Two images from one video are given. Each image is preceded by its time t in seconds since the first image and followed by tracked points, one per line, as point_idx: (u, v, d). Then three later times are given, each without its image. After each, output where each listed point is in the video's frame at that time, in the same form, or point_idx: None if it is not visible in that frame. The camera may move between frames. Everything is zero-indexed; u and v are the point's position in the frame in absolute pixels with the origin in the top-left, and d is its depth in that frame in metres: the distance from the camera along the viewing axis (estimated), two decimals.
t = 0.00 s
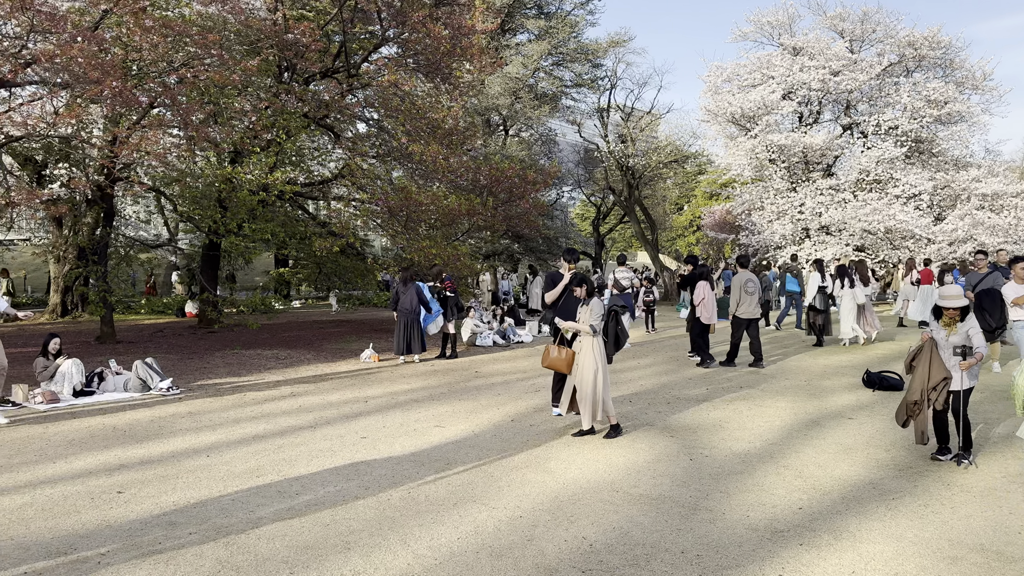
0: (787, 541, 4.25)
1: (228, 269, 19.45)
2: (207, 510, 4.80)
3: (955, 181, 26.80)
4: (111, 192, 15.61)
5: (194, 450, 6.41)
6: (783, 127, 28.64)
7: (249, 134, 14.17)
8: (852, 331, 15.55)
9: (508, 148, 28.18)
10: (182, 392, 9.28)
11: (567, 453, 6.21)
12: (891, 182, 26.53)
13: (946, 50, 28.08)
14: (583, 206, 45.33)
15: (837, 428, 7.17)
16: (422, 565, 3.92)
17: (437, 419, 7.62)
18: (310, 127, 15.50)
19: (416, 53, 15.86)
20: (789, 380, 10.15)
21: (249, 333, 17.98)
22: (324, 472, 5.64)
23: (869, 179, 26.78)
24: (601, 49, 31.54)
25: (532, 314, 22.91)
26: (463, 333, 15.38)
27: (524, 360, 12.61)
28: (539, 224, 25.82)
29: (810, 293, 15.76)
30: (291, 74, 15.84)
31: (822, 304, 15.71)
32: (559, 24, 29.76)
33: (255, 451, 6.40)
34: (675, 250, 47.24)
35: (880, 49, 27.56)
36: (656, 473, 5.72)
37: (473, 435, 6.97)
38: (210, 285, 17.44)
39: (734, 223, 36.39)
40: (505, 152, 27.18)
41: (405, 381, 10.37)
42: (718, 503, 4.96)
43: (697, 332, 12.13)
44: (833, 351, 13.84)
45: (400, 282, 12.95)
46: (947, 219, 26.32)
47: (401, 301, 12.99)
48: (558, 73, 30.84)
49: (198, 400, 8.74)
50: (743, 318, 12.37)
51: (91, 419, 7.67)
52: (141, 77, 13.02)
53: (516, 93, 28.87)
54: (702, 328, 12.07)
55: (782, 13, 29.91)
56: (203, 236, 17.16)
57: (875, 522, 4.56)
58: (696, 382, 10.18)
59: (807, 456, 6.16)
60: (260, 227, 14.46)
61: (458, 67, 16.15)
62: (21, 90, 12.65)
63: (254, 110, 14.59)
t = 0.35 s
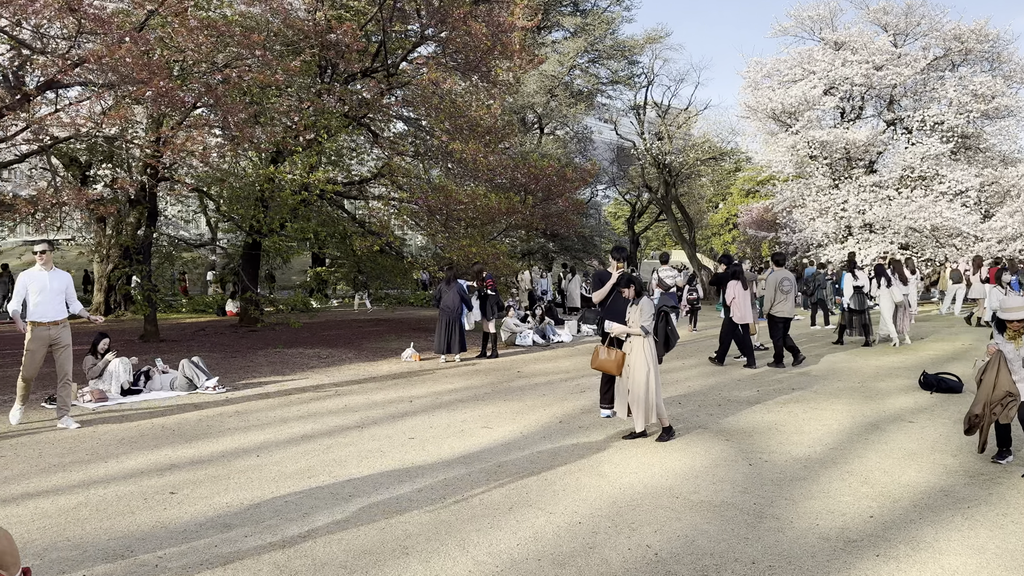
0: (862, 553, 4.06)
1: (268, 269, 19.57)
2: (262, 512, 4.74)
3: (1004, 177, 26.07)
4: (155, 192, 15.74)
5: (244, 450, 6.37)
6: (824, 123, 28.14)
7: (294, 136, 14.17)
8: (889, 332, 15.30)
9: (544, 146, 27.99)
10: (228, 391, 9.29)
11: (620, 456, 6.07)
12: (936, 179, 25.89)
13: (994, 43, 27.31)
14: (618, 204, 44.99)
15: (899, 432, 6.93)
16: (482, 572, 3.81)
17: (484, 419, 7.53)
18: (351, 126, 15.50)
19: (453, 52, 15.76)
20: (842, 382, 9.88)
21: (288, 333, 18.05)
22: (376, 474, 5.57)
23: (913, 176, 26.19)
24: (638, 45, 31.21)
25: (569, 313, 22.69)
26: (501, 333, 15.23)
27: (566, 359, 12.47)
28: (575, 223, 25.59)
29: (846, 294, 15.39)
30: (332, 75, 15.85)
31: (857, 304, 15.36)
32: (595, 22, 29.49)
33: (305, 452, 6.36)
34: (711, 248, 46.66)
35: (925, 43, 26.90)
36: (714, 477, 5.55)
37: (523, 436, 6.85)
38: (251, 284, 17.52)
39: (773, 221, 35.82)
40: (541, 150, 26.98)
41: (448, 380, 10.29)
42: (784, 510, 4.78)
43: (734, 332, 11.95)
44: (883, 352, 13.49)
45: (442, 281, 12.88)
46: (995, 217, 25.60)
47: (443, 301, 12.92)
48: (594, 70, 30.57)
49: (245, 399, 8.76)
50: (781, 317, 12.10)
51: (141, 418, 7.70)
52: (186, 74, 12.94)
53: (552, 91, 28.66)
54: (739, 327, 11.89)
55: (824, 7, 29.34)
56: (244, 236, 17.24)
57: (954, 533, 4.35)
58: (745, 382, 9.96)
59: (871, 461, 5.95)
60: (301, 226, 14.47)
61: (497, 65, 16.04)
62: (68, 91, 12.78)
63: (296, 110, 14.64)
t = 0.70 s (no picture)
0: (941, 571, 3.86)
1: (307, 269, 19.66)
2: (314, 519, 4.67)
3: None
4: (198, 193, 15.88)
5: (291, 454, 6.32)
6: (868, 120, 27.60)
7: (338, 136, 14.06)
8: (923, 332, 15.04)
9: (581, 146, 27.78)
10: (272, 392, 9.29)
11: (674, 465, 5.91)
12: (985, 177, 25.16)
13: None
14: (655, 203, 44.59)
15: (965, 441, 6.66)
16: None
17: (532, 422, 7.42)
18: (391, 127, 15.47)
19: (492, 51, 15.63)
20: (896, 386, 9.59)
21: (327, 333, 18.11)
22: (426, 480, 5.48)
23: (960, 174, 25.51)
24: (676, 43, 30.87)
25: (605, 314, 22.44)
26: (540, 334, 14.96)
27: (608, 361, 12.30)
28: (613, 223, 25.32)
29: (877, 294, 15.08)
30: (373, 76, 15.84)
31: (893, 304, 15.03)
32: (633, 20, 29.21)
33: (353, 455, 6.30)
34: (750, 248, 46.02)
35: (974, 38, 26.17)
36: (774, 486, 5.36)
37: (572, 440, 6.72)
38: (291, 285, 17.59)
39: (813, 220, 35.20)
40: (578, 150, 26.77)
41: (492, 382, 10.19)
42: (852, 523, 4.59)
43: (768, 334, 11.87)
44: (935, 355, 13.11)
45: (486, 282, 12.84)
46: None
47: (486, 303, 12.88)
48: (631, 68, 30.25)
49: (290, 401, 8.74)
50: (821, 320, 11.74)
51: (189, 419, 7.71)
52: (229, 75, 12.83)
53: (589, 90, 28.40)
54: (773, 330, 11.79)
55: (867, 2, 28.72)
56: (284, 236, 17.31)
57: None
58: (795, 386, 9.71)
59: (938, 471, 5.71)
60: (342, 226, 14.48)
61: (537, 65, 15.85)
62: (113, 94, 12.93)
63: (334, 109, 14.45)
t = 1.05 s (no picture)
0: None
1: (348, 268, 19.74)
2: (369, 520, 4.60)
3: None
4: (241, 193, 16.01)
5: (342, 453, 6.27)
6: (915, 116, 26.93)
7: (382, 136, 14.01)
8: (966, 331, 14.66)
9: (620, 143, 27.50)
10: (319, 390, 9.28)
11: (733, 468, 5.73)
12: None
13: None
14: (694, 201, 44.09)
15: None
16: None
17: (582, 423, 7.29)
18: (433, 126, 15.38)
19: (535, 49, 15.47)
20: (957, 388, 9.27)
21: (368, 332, 18.14)
22: (479, 482, 5.38)
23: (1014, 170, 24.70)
24: (718, 39, 30.45)
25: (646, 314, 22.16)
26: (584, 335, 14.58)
27: (654, 361, 12.10)
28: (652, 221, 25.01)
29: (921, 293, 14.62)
30: (416, 73, 15.76)
31: (937, 304, 14.51)
32: (673, 16, 28.87)
33: (402, 455, 6.22)
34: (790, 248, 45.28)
35: None
36: (841, 492, 5.15)
37: (625, 441, 6.58)
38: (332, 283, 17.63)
39: (858, 219, 34.48)
40: (617, 147, 26.50)
41: (537, 381, 10.08)
42: (928, 532, 4.38)
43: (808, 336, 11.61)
44: (993, 356, 12.69)
45: (525, 281, 12.71)
46: None
47: (527, 302, 12.77)
48: (671, 65, 29.89)
49: (336, 399, 8.72)
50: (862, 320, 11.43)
51: (237, 417, 7.72)
52: (274, 75, 12.81)
53: (628, 87, 28.07)
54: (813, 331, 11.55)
55: None
56: (325, 235, 17.36)
57: None
58: (850, 387, 9.43)
59: (1012, 478, 5.46)
60: (383, 226, 14.47)
61: (580, 61, 15.64)
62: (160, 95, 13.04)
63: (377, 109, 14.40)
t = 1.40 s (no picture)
0: None
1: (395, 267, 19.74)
2: (432, 526, 4.48)
3: None
4: (290, 192, 16.08)
5: (400, 455, 6.17)
6: (974, 109, 26.05)
7: (434, 129, 13.62)
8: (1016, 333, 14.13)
9: (666, 139, 27.12)
10: (372, 390, 9.22)
11: (806, 476, 5.50)
12: None
13: None
14: (740, 198, 43.42)
15: None
16: None
17: (641, 426, 7.09)
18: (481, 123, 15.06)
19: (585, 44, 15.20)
20: None
21: (414, 330, 18.13)
22: (542, 487, 5.23)
23: None
24: (767, 32, 29.87)
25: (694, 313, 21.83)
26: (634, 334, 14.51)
27: (707, 361, 11.84)
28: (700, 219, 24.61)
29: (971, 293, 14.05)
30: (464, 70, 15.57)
31: (989, 304, 13.94)
32: (721, 9, 28.38)
33: (460, 457, 6.11)
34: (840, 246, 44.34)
35: None
36: (924, 503, 4.90)
37: (689, 446, 6.38)
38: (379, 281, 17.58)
39: (911, 215, 33.58)
40: (663, 143, 26.13)
41: (590, 382, 9.90)
42: None
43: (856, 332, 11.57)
44: None
45: (567, 281, 12.59)
46: None
47: (570, 302, 12.60)
48: (719, 60, 29.42)
49: (389, 399, 8.66)
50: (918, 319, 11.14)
51: (292, 417, 7.69)
52: (324, 74, 12.74)
53: (675, 82, 27.65)
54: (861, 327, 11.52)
55: None
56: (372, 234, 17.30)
57: None
58: (917, 390, 9.08)
59: None
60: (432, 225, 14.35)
61: (630, 56, 15.34)
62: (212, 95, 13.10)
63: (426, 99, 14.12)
